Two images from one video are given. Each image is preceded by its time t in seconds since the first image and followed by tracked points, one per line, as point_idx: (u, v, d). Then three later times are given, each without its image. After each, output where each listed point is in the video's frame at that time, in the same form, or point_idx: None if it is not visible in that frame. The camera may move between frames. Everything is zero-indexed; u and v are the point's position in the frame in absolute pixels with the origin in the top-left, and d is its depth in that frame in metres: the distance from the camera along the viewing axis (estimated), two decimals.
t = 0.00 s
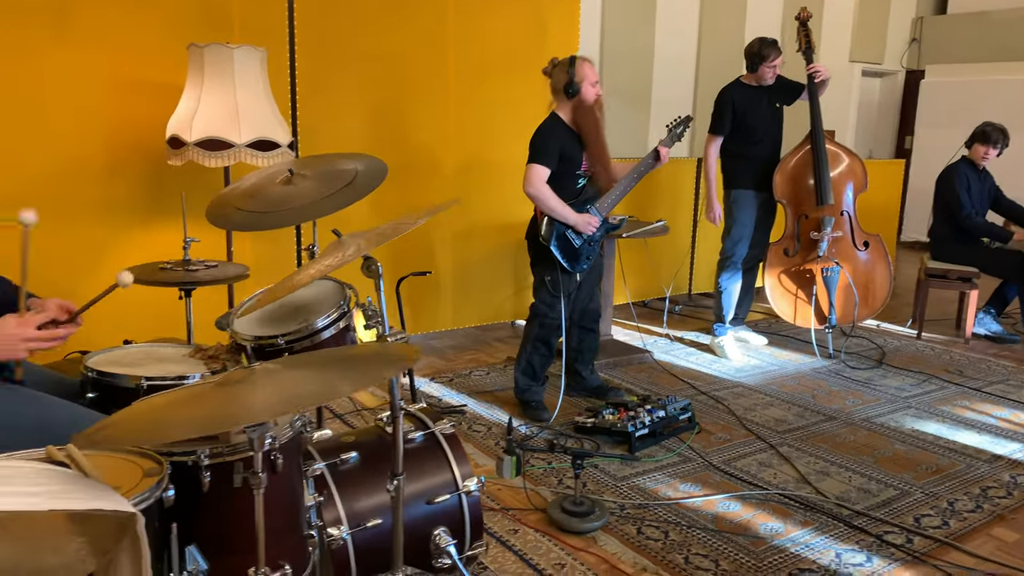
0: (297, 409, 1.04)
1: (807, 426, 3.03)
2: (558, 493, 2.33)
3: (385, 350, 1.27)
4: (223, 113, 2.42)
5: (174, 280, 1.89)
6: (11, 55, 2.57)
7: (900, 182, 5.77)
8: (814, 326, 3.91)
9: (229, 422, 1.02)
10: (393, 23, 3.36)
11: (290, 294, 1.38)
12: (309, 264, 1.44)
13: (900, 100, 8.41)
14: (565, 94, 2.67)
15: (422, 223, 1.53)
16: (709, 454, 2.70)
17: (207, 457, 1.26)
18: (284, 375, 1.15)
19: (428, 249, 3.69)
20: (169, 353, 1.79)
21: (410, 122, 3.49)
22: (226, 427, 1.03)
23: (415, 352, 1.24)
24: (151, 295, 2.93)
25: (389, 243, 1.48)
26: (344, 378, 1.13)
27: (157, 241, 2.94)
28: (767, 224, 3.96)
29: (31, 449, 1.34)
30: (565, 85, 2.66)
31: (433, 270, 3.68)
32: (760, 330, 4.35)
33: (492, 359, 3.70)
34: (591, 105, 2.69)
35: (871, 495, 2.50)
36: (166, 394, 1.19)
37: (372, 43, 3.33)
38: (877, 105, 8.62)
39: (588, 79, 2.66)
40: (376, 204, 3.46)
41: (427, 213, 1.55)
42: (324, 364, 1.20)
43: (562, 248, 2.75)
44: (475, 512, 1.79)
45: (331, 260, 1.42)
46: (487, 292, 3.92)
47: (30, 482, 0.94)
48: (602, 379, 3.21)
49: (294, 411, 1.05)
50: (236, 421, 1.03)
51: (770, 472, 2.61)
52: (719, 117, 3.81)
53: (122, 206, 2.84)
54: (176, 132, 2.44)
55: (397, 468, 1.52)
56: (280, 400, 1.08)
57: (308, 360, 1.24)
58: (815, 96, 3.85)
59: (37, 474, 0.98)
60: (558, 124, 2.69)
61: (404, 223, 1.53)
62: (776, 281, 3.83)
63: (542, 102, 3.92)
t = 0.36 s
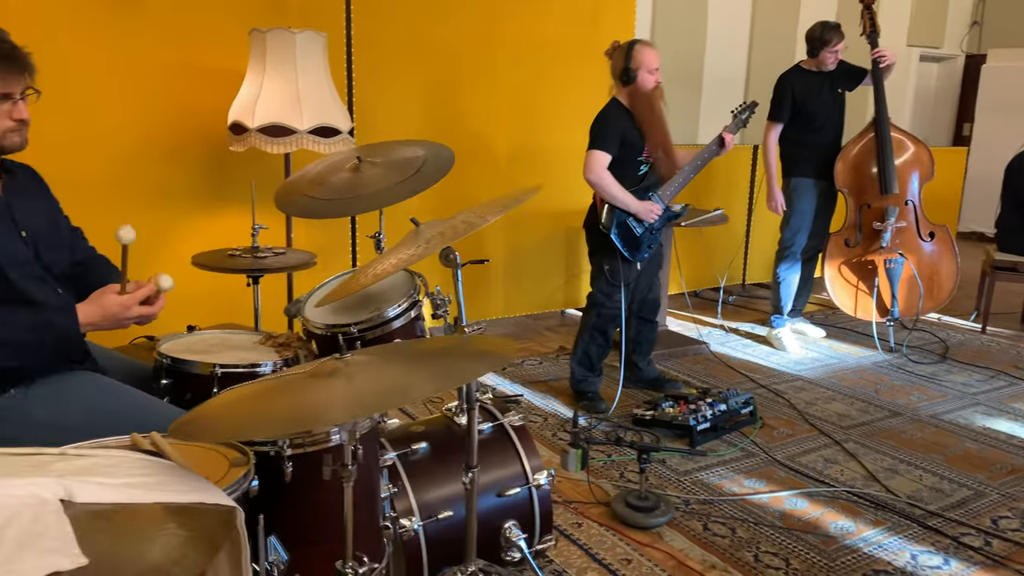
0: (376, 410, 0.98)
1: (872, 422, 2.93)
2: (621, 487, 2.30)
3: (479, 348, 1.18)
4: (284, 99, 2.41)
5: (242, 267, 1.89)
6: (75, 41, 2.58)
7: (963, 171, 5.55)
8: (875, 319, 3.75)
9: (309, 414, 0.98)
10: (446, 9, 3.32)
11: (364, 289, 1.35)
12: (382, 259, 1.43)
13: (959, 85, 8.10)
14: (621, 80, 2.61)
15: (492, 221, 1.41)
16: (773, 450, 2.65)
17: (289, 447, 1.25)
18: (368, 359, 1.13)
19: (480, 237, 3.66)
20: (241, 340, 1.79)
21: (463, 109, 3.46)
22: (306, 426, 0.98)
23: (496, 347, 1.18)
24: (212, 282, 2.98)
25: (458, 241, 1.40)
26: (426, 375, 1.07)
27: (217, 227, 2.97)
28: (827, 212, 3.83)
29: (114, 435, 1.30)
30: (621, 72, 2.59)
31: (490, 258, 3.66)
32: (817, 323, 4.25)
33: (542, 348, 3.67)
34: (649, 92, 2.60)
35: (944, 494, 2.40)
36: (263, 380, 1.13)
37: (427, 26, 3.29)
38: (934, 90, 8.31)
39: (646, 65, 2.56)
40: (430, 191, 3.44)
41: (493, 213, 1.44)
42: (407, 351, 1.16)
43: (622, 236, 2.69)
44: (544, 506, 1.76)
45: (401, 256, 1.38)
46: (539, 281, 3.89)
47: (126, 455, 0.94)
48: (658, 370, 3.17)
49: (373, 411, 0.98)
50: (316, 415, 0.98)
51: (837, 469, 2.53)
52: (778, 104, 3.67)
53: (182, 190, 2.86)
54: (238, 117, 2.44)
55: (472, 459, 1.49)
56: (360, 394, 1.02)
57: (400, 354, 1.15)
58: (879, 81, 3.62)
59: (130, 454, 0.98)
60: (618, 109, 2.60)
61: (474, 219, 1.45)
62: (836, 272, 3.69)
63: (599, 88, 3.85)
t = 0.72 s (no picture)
0: (435, 431, 0.89)
1: (937, 431, 2.79)
2: (679, 496, 2.22)
3: (553, 369, 1.08)
4: (337, 93, 2.38)
5: (296, 265, 1.86)
6: (130, 34, 2.58)
7: None
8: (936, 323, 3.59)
9: (365, 429, 0.91)
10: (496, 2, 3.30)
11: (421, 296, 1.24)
12: (442, 263, 1.32)
13: (1018, 80, 7.76)
14: (692, 76, 2.57)
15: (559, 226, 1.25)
16: (833, 459, 2.54)
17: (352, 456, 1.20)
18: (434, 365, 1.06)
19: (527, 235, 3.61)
20: (296, 340, 1.76)
21: (512, 103, 3.45)
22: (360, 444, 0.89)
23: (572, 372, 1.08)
24: (261, 276, 2.99)
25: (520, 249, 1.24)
26: (492, 396, 0.98)
27: (266, 221, 2.96)
28: (887, 212, 3.67)
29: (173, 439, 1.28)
30: (694, 66, 2.55)
31: (541, 256, 3.62)
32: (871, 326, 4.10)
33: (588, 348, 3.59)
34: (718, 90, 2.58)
35: (1019, 511, 2.27)
36: (328, 386, 1.07)
37: (483, 18, 3.27)
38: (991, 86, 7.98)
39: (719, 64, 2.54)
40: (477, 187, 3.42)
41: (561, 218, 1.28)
42: (477, 365, 1.07)
43: (678, 235, 2.62)
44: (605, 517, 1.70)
45: (461, 262, 1.26)
46: (586, 279, 3.82)
47: (191, 463, 0.90)
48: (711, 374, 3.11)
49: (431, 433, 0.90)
50: (372, 430, 0.90)
51: (902, 481, 2.41)
52: (836, 100, 3.52)
53: (233, 184, 2.85)
54: (290, 111, 2.42)
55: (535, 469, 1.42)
56: (421, 412, 0.94)
57: (472, 369, 1.06)
58: (943, 75, 3.39)
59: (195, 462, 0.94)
60: (682, 105, 2.57)
61: (540, 221, 1.30)
62: (895, 275, 3.54)
63: (657, 88, 3.86)
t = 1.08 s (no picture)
0: (475, 463, 0.80)
1: (982, 444, 2.68)
2: (718, 510, 2.15)
3: (610, 385, 0.95)
4: (368, 91, 2.33)
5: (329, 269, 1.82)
6: (159, 30, 2.54)
7: None
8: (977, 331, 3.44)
9: (396, 454, 0.82)
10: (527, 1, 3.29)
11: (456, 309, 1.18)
12: (480, 273, 1.26)
13: None
14: (732, 72, 2.48)
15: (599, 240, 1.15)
16: (875, 472, 2.45)
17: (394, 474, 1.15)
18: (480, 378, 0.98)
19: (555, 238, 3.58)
20: (327, 344, 1.71)
21: (540, 102, 3.45)
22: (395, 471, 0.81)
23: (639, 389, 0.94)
24: (288, 276, 2.95)
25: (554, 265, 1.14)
26: (538, 419, 0.87)
27: (293, 219, 2.93)
28: (926, 215, 3.56)
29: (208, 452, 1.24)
30: (733, 62, 2.46)
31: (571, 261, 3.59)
32: (907, 332, 3.99)
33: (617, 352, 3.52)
34: (759, 85, 2.51)
35: None
36: (369, 402, 0.98)
37: (514, 15, 3.28)
38: None
39: (758, 57, 2.46)
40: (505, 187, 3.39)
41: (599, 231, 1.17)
42: (527, 381, 0.97)
43: (717, 237, 2.57)
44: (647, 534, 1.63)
45: (497, 274, 1.19)
46: (615, 282, 3.77)
47: (229, 483, 0.86)
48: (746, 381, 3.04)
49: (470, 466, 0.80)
50: (404, 457, 0.81)
51: (948, 497, 2.31)
52: (876, 100, 3.40)
53: (261, 184, 2.82)
54: (319, 109, 2.37)
55: (578, 486, 1.35)
56: (459, 437, 0.84)
57: (520, 386, 0.95)
58: (988, 75, 3.24)
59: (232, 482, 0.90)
60: (724, 103, 2.50)
61: (580, 232, 1.21)
62: (934, 281, 3.38)
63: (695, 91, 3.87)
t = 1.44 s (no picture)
0: (511, 516, 0.73)
1: (1012, 456, 2.61)
2: (747, 530, 2.09)
3: (667, 429, 0.87)
4: (385, 99, 2.29)
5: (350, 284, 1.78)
6: (172, 39, 2.51)
7: None
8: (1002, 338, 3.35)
9: (428, 503, 0.76)
10: (542, 5, 3.25)
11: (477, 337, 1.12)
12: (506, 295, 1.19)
13: None
14: (752, 78, 2.43)
15: (631, 267, 1.07)
16: (905, 487, 2.39)
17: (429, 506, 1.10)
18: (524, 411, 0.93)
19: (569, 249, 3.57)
20: (348, 363, 1.65)
21: (556, 108, 3.40)
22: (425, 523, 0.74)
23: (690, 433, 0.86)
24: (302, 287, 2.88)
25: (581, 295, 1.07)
26: (585, 466, 0.80)
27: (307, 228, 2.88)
28: (948, 220, 3.49)
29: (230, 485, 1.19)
30: (752, 67, 2.41)
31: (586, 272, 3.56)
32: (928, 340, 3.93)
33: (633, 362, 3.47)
34: (779, 94, 2.43)
35: None
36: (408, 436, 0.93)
37: (530, 19, 3.23)
38: None
39: (779, 64, 2.40)
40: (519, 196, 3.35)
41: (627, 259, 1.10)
42: (572, 419, 0.91)
43: (739, 245, 2.51)
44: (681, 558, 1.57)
45: (522, 298, 1.12)
46: (631, 290, 3.72)
47: (260, 528, 0.81)
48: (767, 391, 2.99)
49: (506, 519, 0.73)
50: (437, 506, 0.75)
51: (982, 513, 2.24)
52: (899, 105, 3.34)
53: (275, 195, 2.78)
54: (335, 117, 2.33)
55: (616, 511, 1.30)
56: (495, 485, 0.78)
57: (568, 427, 0.89)
58: (1012, 78, 3.17)
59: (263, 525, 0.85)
60: (745, 110, 2.44)
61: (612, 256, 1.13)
62: (957, 287, 3.32)
63: (713, 93, 3.81)
